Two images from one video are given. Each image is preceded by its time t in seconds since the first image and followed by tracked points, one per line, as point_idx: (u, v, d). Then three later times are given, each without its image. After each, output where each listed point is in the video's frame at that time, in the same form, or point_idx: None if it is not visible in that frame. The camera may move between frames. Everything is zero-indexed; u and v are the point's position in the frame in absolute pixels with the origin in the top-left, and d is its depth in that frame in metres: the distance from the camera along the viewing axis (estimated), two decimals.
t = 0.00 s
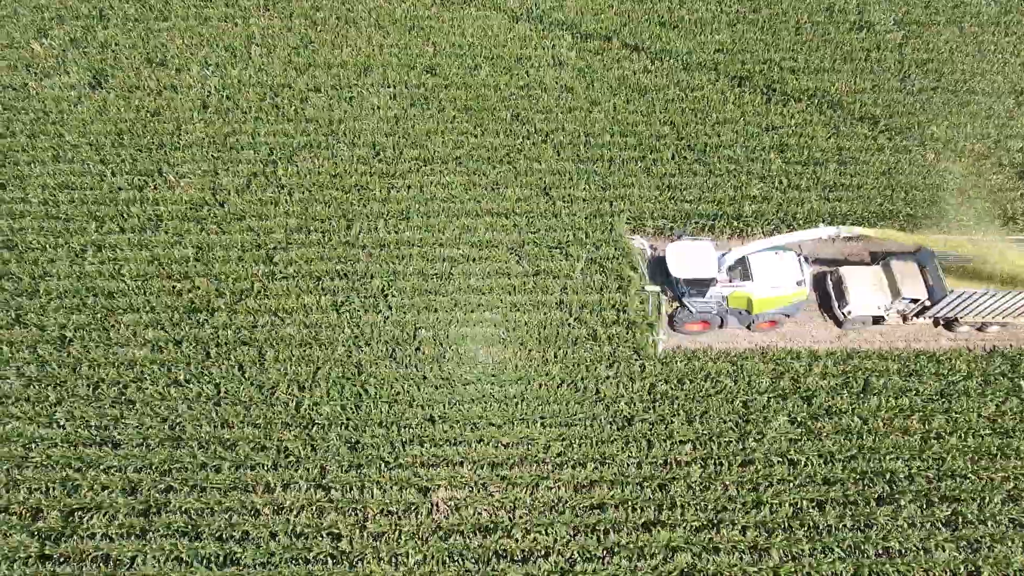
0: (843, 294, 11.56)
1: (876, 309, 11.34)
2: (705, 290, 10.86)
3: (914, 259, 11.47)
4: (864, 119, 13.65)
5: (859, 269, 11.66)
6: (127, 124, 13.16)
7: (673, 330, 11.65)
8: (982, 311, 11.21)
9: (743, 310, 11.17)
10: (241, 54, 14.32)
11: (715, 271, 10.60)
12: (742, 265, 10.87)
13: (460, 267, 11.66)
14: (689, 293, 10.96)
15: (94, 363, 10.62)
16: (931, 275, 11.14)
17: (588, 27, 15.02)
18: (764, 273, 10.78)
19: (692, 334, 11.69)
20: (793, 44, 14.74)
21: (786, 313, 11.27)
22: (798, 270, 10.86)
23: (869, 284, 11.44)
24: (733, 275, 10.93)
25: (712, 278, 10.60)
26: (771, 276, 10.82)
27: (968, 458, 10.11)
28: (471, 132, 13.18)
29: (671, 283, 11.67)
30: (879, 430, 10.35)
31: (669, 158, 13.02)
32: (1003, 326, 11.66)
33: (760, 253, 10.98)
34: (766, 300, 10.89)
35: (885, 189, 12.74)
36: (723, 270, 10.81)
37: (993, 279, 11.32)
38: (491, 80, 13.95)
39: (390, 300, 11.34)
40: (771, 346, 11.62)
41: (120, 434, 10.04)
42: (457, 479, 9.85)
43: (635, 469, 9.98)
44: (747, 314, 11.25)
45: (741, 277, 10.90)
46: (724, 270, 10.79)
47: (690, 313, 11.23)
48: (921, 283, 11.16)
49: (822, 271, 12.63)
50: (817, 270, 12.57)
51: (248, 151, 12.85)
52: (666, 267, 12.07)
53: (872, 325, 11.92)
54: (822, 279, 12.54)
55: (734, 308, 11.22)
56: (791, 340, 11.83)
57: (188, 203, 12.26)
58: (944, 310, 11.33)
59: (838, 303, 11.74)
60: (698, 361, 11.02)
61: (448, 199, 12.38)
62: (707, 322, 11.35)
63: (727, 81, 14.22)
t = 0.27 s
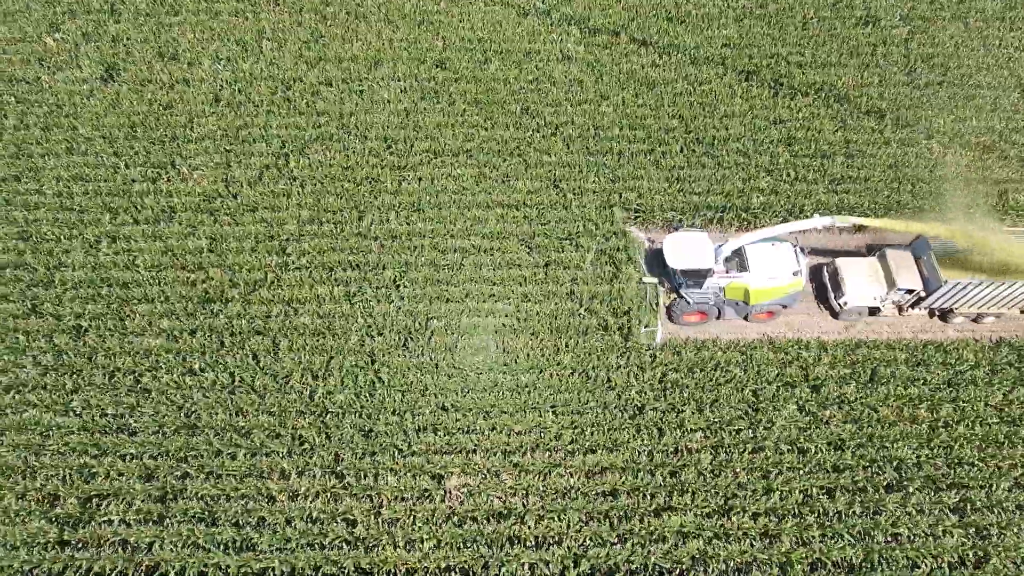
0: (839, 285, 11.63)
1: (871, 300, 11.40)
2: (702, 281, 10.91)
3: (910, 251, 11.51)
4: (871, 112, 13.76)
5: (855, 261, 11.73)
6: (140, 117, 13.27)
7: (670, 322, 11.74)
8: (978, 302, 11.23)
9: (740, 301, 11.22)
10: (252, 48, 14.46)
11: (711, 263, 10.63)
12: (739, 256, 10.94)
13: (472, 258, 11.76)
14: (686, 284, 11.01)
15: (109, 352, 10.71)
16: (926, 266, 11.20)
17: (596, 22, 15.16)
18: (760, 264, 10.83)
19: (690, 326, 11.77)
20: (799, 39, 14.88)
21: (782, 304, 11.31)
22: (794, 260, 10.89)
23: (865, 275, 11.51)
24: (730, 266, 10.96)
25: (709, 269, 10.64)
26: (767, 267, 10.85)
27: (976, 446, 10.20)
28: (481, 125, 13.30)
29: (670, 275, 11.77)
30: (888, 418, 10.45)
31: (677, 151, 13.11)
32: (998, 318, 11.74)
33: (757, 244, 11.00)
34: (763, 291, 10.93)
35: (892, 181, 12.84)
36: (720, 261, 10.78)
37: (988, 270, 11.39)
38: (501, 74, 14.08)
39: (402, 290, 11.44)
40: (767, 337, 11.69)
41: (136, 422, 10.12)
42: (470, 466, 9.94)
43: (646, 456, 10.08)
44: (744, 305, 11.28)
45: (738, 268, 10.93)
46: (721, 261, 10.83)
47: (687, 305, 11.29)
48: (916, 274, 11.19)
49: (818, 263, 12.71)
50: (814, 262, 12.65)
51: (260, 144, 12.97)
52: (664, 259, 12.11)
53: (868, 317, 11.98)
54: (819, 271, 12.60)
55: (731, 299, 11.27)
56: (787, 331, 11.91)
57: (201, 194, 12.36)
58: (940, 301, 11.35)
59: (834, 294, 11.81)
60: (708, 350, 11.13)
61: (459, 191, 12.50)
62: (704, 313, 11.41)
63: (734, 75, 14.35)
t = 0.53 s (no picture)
0: (827, 271, 11.83)
1: (859, 285, 11.60)
2: (693, 270, 11.08)
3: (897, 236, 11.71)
4: (868, 101, 13.94)
5: (842, 247, 11.93)
6: (143, 115, 13.30)
7: (662, 310, 11.91)
8: (964, 285, 11.42)
9: (731, 288, 11.40)
10: (252, 46, 14.56)
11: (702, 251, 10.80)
12: (729, 244, 11.11)
13: (477, 249, 11.86)
14: (677, 273, 11.18)
15: (117, 348, 10.73)
16: (912, 251, 11.39)
17: (593, 16, 15.32)
18: (750, 251, 10.99)
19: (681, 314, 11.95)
20: (794, 30, 15.07)
21: (773, 291, 11.49)
22: (783, 247, 11.06)
23: (852, 261, 11.71)
24: (720, 254, 11.13)
25: (700, 257, 10.81)
26: (757, 254, 11.01)
27: (977, 425, 10.34)
28: (483, 118, 13.41)
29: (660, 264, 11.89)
30: (890, 400, 10.60)
31: (677, 142, 13.26)
32: (983, 301, 11.96)
33: (746, 232, 11.17)
34: (753, 278, 11.11)
35: (889, 169, 13.01)
36: (710, 249, 10.95)
37: (974, 254, 11.61)
38: (501, 68, 14.23)
39: (408, 282, 11.51)
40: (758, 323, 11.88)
41: (146, 417, 10.14)
42: (480, 453, 10.03)
43: (654, 441, 10.19)
44: (734, 293, 11.46)
45: (728, 255, 11.10)
46: (711, 249, 10.99)
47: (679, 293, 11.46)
48: (903, 259, 11.39)
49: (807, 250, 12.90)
50: (802, 249, 12.85)
51: (263, 140, 13.03)
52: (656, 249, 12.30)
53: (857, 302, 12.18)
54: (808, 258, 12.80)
55: (722, 287, 11.44)
56: (777, 317, 12.11)
57: (205, 191, 12.40)
58: (926, 286, 11.53)
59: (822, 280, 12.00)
60: (712, 337, 11.26)
61: (462, 184, 12.60)
62: (696, 301, 11.60)
63: (731, 66, 14.52)
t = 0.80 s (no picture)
0: (815, 258, 11.95)
1: (846, 271, 11.71)
2: (684, 259, 11.16)
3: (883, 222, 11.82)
4: (863, 90, 14.13)
5: (829, 233, 12.04)
6: (144, 113, 13.33)
7: (654, 300, 12.00)
8: (950, 270, 11.51)
9: (722, 277, 11.48)
10: (252, 43, 14.62)
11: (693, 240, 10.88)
12: (719, 233, 11.16)
13: (481, 241, 11.98)
14: (668, 262, 11.26)
15: (126, 344, 10.77)
16: (898, 236, 11.52)
17: (590, 9, 15.46)
18: (740, 239, 11.07)
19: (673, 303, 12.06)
20: (789, 21, 15.28)
21: (763, 278, 11.59)
22: (773, 235, 11.14)
23: (840, 247, 11.83)
24: (711, 243, 11.21)
25: (691, 246, 10.88)
26: (747, 242, 11.08)
27: (977, 405, 10.53)
28: (483, 112, 13.53)
29: (651, 254, 11.96)
30: (891, 382, 10.77)
31: (677, 132, 13.41)
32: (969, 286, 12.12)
33: (736, 221, 11.24)
34: (743, 266, 11.19)
35: (885, 156, 13.20)
36: (700, 238, 11.02)
37: (958, 239, 11.76)
38: (500, 62, 14.36)
39: (414, 274, 11.61)
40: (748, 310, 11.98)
41: (156, 412, 10.18)
42: (490, 441, 10.14)
43: (661, 426, 10.33)
44: (725, 281, 11.54)
45: (718, 244, 11.17)
46: (702, 238, 11.07)
47: (670, 283, 11.54)
48: (889, 243, 11.49)
49: (795, 238, 13.04)
50: (790, 237, 12.98)
51: (266, 136, 13.09)
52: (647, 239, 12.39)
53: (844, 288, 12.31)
54: (796, 245, 12.92)
55: (712, 275, 11.53)
56: (766, 304, 12.21)
57: (209, 187, 12.44)
58: (913, 271, 11.63)
59: (810, 267, 12.12)
60: (716, 324, 11.42)
61: (465, 177, 12.71)
62: (687, 290, 11.69)
63: (728, 57, 14.69)
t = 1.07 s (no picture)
0: (808, 249, 12.15)
1: (839, 262, 11.87)
2: (680, 250, 11.23)
3: (876, 213, 11.98)
4: (867, 83, 14.25)
5: (823, 225, 12.19)
6: (154, 108, 13.42)
7: (651, 292, 12.17)
8: (942, 261, 11.62)
9: (717, 268, 11.57)
10: (260, 39, 14.76)
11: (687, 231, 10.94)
12: (714, 224, 11.27)
13: (490, 232, 12.08)
14: (664, 254, 11.34)
15: (139, 336, 10.85)
16: (891, 227, 11.62)
17: (595, 5, 15.63)
18: (735, 231, 11.16)
19: (669, 295, 12.21)
20: (792, 17, 15.45)
21: (758, 270, 11.67)
22: (767, 226, 11.22)
23: (832, 238, 12.03)
24: (706, 234, 11.28)
25: (685, 237, 10.94)
26: (741, 233, 11.15)
27: (984, 392, 10.61)
28: (491, 106, 13.66)
29: (647, 246, 12.05)
30: (898, 371, 10.87)
31: (683, 125, 13.52)
32: (963, 276, 12.17)
33: (731, 212, 11.32)
34: (738, 257, 11.27)
35: (889, 148, 13.32)
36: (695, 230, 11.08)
37: (953, 230, 11.78)
38: (507, 57, 14.51)
39: (424, 266, 11.72)
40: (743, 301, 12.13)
41: (170, 402, 10.26)
42: (502, 429, 10.22)
43: (671, 414, 10.42)
44: (720, 272, 11.64)
45: (713, 235, 11.25)
46: (696, 230, 11.15)
47: (666, 274, 11.66)
48: (882, 234, 11.64)
49: (789, 231, 13.26)
50: (785, 230, 13.20)
51: (275, 130, 13.20)
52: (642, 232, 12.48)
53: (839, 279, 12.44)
54: (790, 238, 13.13)
55: (708, 267, 11.62)
56: (762, 296, 12.39)
57: (219, 181, 12.53)
58: (906, 262, 11.75)
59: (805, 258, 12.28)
60: (724, 314, 11.54)
61: (473, 170, 12.82)
62: (683, 281, 11.82)
63: (732, 52, 14.83)
